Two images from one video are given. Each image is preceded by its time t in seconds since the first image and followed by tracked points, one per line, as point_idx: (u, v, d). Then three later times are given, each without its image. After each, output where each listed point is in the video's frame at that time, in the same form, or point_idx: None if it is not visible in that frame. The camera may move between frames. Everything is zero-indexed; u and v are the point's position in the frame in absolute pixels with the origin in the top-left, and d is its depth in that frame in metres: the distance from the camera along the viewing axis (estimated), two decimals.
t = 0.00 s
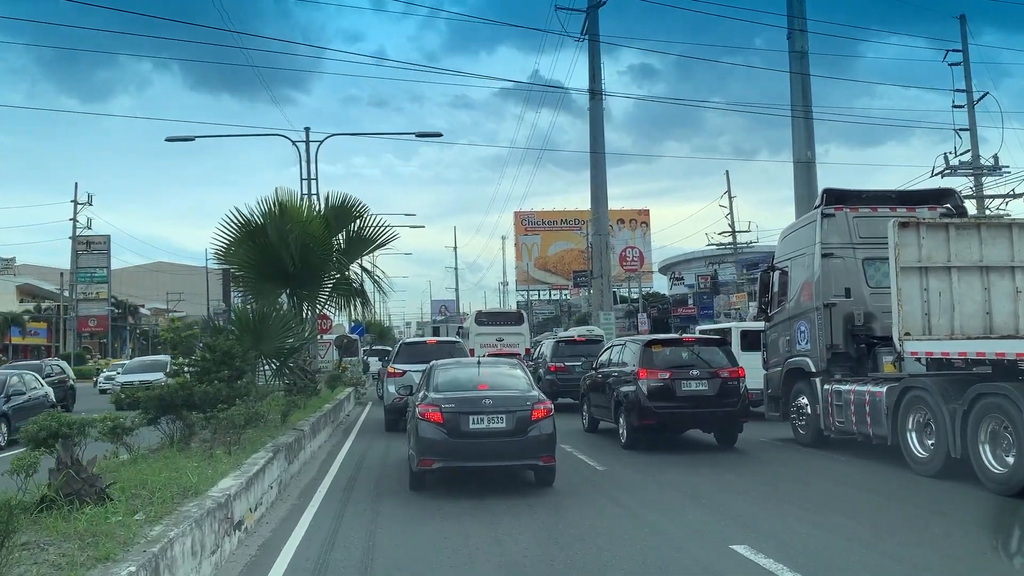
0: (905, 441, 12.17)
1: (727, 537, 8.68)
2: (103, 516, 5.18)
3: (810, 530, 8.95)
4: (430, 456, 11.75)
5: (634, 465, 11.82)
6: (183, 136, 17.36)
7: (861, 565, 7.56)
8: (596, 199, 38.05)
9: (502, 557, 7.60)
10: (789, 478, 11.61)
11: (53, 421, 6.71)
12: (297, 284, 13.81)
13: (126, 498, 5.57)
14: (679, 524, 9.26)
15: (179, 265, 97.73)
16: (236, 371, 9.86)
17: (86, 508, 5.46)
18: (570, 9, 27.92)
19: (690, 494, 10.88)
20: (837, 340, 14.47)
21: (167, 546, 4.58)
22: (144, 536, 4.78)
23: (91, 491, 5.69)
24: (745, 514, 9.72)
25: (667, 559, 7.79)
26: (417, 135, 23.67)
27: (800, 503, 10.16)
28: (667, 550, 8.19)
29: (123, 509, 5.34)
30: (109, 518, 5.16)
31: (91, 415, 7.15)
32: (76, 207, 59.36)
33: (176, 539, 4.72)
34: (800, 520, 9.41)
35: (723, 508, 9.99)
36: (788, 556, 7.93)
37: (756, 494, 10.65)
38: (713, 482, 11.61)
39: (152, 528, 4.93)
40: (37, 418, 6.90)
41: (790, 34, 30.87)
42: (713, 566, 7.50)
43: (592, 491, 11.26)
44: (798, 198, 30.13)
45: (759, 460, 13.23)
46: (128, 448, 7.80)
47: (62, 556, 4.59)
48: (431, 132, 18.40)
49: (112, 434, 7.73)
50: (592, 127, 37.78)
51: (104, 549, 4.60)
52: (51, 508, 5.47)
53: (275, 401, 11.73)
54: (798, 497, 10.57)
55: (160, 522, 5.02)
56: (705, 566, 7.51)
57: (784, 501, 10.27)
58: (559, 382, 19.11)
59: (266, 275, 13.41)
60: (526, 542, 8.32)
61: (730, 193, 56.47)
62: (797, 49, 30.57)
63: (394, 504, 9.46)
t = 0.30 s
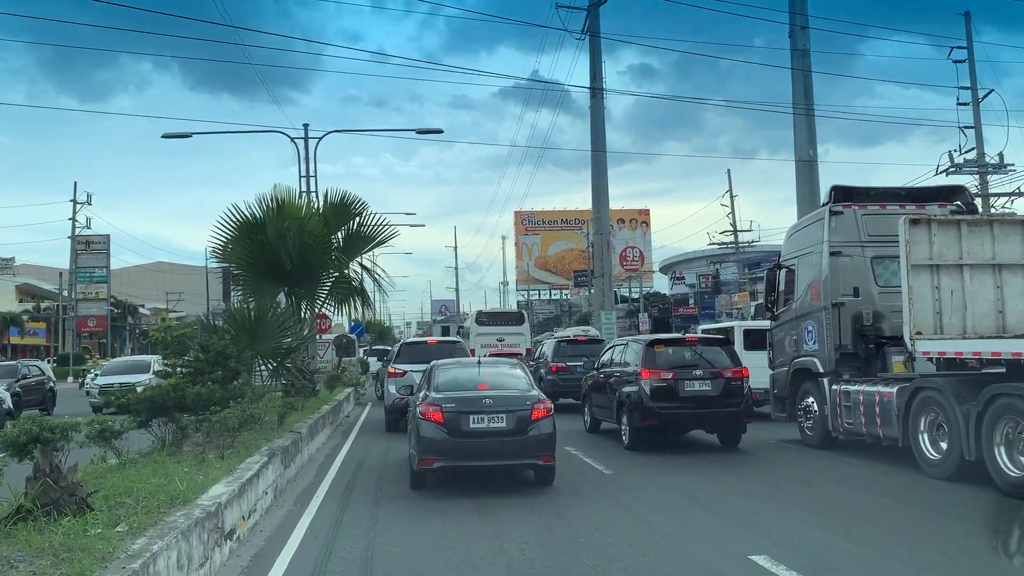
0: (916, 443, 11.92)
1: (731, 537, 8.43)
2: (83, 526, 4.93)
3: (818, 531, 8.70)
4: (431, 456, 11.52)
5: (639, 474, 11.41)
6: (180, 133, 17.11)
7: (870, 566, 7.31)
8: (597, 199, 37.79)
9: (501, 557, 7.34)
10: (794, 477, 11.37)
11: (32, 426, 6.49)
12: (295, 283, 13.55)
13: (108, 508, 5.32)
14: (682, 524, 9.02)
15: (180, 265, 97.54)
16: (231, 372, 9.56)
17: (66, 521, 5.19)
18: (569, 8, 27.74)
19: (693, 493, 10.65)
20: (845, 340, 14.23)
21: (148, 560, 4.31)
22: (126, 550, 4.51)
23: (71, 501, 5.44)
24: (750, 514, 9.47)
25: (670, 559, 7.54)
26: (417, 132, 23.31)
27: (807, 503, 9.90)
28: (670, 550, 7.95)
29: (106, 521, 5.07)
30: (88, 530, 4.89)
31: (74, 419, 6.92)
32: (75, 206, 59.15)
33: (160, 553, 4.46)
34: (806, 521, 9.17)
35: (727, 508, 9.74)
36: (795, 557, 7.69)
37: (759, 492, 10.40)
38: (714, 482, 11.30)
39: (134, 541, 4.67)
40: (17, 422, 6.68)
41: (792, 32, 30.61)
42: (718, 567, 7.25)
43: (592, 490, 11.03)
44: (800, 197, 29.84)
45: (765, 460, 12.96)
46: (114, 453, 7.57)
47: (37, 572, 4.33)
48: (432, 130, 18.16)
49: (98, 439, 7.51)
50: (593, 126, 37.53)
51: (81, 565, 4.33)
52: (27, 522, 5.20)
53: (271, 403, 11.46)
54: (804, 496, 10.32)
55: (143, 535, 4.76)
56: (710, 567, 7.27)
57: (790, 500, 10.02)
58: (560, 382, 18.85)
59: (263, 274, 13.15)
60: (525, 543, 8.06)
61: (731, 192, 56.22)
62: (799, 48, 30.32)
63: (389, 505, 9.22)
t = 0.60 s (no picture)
0: (929, 445, 11.66)
1: (739, 538, 8.16)
2: (59, 537, 4.65)
3: (828, 532, 8.44)
4: (432, 455, 11.27)
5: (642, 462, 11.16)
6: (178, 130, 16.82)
7: (881, 569, 7.05)
8: (599, 197, 37.51)
9: (501, 557, 7.09)
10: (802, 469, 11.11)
11: (13, 430, 6.20)
12: (293, 282, 13.27)
13: (89, 519, 5.06)
14: (688, 521, 8.77)
15: (180, 266, 97.24)
16: (224, 373, 9.28)
17: (44, 533, 4.93)
18: (569, 6, 27.95)
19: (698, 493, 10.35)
20: (854, 340, 13.97)
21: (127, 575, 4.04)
22: (104, 566, 4.24)
23: (49, 512, 5.18)
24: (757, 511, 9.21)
25: (677, 560, 7.29)
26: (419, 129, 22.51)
27: (816, 500, 9.65)
28: (676, 549, 7.69)
29: (85, 534, 4.79)
30: (65, 543, 4.63)
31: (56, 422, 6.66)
32: (73, 205, 58.86)
33: (141, 569, 4.18)
34: (815, 520, 8.91)
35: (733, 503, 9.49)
36: (806, 558, 7.44)
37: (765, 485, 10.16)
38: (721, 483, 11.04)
39: (113, 556, 4.41)
40: None
41: (794, 30, 30.35)
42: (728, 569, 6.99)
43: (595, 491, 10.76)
44: (803, 195, 29.58)
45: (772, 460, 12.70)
46: (102, 457, 7.30)
47: None
48: (433, 127, 17.91)
49: (85, 443, 7.24)
50: (594, 125, 37.27)
51: None
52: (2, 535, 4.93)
53: (266, 405, 11.17)
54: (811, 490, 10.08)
55: (123, 549, 4.50)
56: (719, 569, 7.01)
57: (798, 497, 9.78)
58: (561, 383, 18.43)
59: (259, 272, 12.87)
60: (527, 542, 7.80)
61: (733, 191, 55.93)
62: (802, 45, 30.05)
63: (386, 505, 8.96)
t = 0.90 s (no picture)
0: (942, 447, 11.41)
1: (750, 539, 7.94)
2: (36, 548, 4.42)
3: (841, 534, 8.19)
4: (433, 455, 11.05)
5: (647, 463, 10.89)
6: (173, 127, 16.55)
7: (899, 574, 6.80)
8: (600, 196, 37.23)
9: (505, 559, 6.83)
10: (812, 470, 10.85)
11: None
12: (291, 281, 13.02)
13: (68, 531, 4.79)
14: (696, 521, 8.52)
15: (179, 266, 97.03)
16: (218, 374, 9.00)
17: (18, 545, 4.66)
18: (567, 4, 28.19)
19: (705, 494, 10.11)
20: (862, 340, 13.71)
21: None
22: None
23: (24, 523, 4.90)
24: (767, 512, 8.95)
25: (686, 562, 7.04)
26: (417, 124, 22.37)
27: (828, 501, 9.40)
28: (684, 552, 7.43)
29: (67, 544, 4.56)
30: (39, 557, 4.36)
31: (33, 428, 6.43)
32: (72, 205, 58.58)
33: None
34: (829, 522, 8.66)
35: (742, 504, 9.24)
36: (820, 563, 7.17)
37: (775, 485, 9.91)
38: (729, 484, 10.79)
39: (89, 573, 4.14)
40: None
41: (796, 28, 30.10)
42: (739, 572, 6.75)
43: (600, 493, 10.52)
44: (805, 194, 29.32)
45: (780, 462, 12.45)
46: (89, 463, 7.03)
47: None
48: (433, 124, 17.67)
49: (71, 448, 6.97)
50: (595, 124, 37.00)
51: None
52: None
53: (262, 408, 10.90)
54: (822, 491, 9.82)
55: (101, 565, 4.23)
56: (730, 572, 6.78)
57: (810, 497, 9.53)
58: (562, 384, 18.06)
59: (256, 270, 12.59)
60: (533, 544, 7.55)
61: (734, 191, 55.63)
62: (804, 43, 29.81)
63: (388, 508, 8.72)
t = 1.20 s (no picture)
0: (953, 448, 11.18)
1: (760, 542, 7.73)
2: (10, 561, 4.19)
3: (854, 537, 7.98)
4: (433, 455, 10.85)
5: (652, 464, 10.66)
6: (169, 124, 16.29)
7: None
8: (601, 195, 36.97)
9: (509, 566, 6.60)
10: (821, 471, 10.62)
11: None
12: (288, 279, 12.79)
13: (46, 543, 4.53)
14: (704, 523, 8.31)
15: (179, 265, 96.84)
16: (211, 376, 8.78)
17: None
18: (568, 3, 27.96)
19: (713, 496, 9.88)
20: (871, 339, 13.50)
21: None
22: None
23: None
24: (777, 514, 8.74)
25: (695, 567, 6.82)
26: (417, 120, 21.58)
27: (839, 502, 9.18)
28: (692, 556, 7.20)
29: (45, 555, 4.35)
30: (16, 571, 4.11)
31: (10, 433, 6.27)
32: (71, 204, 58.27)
33: None
34: (840, 524, 8.45)
35: (751, 506, 9.01)
36: (834, 568, 6.93)
37: (784, 486, 9.68)
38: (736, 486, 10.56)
39: None
40: None
41: (798, 26, 29.88)
42: None
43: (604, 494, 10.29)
44: (808, 193, 29.09)
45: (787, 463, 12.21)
46: (76, 467, 6.81)
47: None
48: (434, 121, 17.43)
49: (57, 451, 6.75)
50: (596, 123, 36.79)
51: None
52: None
53: (259, 410, 10.67)
54: (832, 492, 9.60)
55: None
56: None
57: (820, 498, 9.30)
58: (564, 384, 17.76)
59: (254, 268, 12.36)
60: (538, 548, 7.33)
61: (735, 190, 55.42)
62: (807, 41, 29.59)
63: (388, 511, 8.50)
